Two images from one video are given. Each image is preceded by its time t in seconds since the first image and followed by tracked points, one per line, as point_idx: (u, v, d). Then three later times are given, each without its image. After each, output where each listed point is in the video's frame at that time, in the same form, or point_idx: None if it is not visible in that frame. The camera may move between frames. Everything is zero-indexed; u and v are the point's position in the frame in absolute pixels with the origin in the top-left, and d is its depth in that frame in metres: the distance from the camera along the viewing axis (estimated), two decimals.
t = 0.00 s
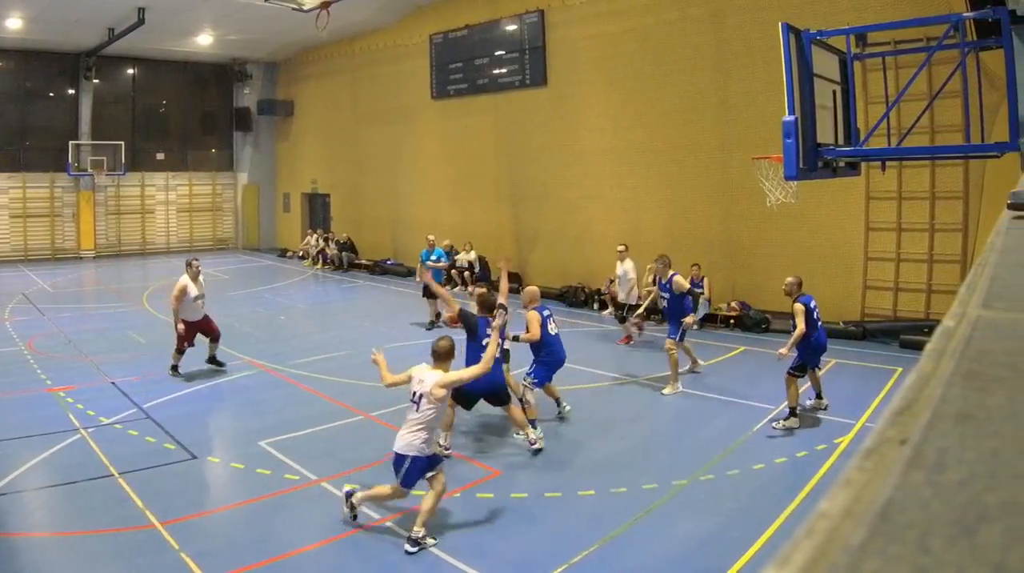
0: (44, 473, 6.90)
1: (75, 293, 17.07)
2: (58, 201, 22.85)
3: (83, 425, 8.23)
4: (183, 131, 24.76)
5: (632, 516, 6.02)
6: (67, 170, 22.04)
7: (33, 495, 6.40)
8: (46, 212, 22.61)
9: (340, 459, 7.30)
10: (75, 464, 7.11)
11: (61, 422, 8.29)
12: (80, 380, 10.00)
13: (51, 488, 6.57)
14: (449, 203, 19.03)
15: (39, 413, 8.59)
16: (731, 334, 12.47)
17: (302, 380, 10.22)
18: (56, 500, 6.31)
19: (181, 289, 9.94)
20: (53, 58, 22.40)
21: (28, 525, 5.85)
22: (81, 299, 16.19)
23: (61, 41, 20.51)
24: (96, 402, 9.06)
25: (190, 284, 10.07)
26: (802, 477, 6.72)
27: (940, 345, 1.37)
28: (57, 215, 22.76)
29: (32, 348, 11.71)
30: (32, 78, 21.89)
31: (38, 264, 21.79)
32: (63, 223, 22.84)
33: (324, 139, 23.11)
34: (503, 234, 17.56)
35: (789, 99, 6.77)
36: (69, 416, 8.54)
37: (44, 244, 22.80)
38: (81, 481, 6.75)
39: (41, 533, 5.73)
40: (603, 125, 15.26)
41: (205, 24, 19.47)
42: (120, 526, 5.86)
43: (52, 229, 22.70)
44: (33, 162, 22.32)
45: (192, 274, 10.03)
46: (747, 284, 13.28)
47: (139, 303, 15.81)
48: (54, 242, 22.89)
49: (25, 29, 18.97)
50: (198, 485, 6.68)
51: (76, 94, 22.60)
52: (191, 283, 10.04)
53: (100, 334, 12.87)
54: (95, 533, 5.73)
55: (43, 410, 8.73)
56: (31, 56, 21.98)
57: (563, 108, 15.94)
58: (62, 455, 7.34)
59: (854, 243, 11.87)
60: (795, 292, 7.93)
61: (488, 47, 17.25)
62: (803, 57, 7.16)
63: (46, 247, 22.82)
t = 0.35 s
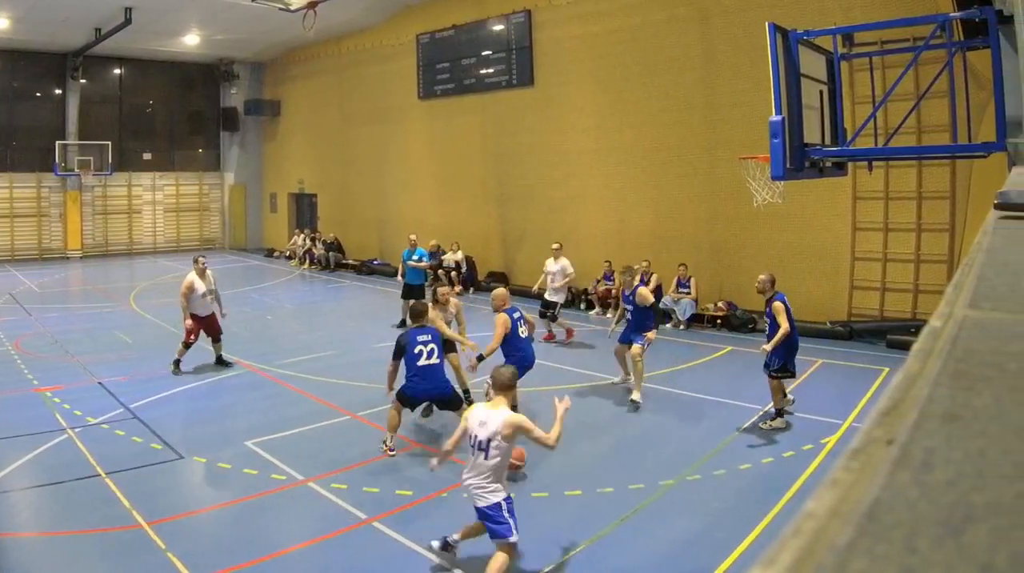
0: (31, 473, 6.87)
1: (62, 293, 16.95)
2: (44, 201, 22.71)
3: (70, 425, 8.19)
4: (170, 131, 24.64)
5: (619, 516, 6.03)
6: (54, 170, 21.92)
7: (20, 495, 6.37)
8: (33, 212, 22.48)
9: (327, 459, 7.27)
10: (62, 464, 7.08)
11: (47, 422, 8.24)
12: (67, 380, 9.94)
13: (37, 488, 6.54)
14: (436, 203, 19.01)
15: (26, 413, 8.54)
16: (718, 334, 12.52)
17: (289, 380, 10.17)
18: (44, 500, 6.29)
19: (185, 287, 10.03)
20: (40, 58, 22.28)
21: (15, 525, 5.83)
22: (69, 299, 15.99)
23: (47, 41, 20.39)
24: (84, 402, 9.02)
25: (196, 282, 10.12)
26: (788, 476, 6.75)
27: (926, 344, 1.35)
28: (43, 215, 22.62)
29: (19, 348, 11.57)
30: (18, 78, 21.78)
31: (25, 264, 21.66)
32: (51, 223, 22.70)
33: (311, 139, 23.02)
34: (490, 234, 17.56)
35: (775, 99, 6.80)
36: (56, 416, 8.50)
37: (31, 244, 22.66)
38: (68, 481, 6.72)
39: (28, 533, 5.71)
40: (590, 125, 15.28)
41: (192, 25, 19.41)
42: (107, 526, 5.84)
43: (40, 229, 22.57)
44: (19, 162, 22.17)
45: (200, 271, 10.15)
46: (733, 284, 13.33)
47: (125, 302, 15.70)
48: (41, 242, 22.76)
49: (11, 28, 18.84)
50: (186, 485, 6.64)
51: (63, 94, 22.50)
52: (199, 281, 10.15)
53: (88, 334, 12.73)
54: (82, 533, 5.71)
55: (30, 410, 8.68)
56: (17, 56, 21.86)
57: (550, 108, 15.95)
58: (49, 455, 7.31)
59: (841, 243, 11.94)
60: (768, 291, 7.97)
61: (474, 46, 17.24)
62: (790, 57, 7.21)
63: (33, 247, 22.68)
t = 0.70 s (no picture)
0: (17, 472, 6.82)
1: (47, 292, 16.78)
2: (30, 201, 22.47)
3: (56, 425, 8.11)
4: (156, 132, 24.45)
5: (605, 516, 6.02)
6: (40, 170, 21.69)
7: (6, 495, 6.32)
8: (18, 212, 22.23)
9: (314, 459, 7.22)
10: (47, 464, 7.02)
11: (33, 422, 8.16)
12: (53, 380, 9.84)
13: (23, 488, 6.49)
14: (422, 203, 18.96)
15: (11, 413, 8.45)
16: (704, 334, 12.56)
17: (274, 380, 10.10)
18: (31, 500, 6.24)
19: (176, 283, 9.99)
20: (25, 58, 22.06)
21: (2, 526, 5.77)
22: (54, 299, 15.81)
23: (32, 41, 20.17)
24: (70, 402, 8.94)
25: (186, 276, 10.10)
26: (775, 477, 6.77)
27: (912, 344, 1.32)
28: (29, 215, 22.39)
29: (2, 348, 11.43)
30: (3, 78, 21.57)
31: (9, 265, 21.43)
32: (36, 223, 22.44)
33: (296, 139, 22.89)
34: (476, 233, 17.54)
35: (762, 99, 6.83)
36: (41, 416, 8.41)
37: (15, 244, 22.42)
38: (54, 481, 6.67)
39: (14, 533, 5.66)
40: (576, 125, 15.28)
41: (179, 25, 19.28)
42: (92, 526, 5.80)
43: (25, 229, 22.23)
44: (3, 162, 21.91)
45: (190, 266, 10.11)
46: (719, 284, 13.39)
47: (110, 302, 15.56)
48: (26, 243, 22.53)
49: None
50: (172, 485, 6.59)
51: (49, 94, 22.28)
52: (189, 275, 10.12)
53: (73, 334, 12.60)
54: (68, 533, 5.67)
55: (15, 410, 8.58)
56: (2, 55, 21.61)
57: (536, 107, 15.94)
58: (35, 455, 7.24)
59: (826, 243, 12.01)
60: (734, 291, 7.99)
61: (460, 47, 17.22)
62: (777, 56, 7.23)
63: (18, 247, 22.43)
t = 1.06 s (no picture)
0: (4, 473, 6.76)
1: (33, 292, 16.65)
2: (16, 201, 22.33)
3: (43, 425, 8.04)
4: (143, 132, 24.34)
5: (593, 516, 6.02)
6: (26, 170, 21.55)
7: None
8: (4, 212, 22.09)
9: (300, 459, 7.19)
10: (33, 464, 6.97)
11: (20, 422, 8.10)
12: (40, 380, 9.75)
13: (9, 488, 6.44)
14: (409, 203, 18.91)
15: None
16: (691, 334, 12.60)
17: (262, 380, 10.03)
18: (18, 500, 6.19)
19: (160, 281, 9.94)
20: (13, 58, 21.97)
21: None
22: (40, 299, 15.64)
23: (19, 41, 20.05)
24: (57, 402, 8.87)
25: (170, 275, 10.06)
26: (763, 477, 6.80)
27: (899, 345, 1.31)
28: (15, 215, 22.26)
29: None
30: None
31: None
32: (23, 223, 22.32)
33: (283, 139, 22.80)
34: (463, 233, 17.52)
35: (749, 99, 6.86)
36: (28, 416, 8.34)
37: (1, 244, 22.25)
38: (41, 480, 6.62)
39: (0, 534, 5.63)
40: (564, 125, 15.29)
41: (166, 25, 19.19)
42: (79, 526, 5.76)
43: (11, 229, 22.18)
44: None
45: (175, 265, 10.07)
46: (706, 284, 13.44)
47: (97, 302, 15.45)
48: (12, 243, 22.39)
49: None
50: (159, 485, 6.55)
51: (35, 94, 22.15)
52: (174, 274, 10.08)
53: (59, 333, 12.47)
54: (55, 533, 5.63)
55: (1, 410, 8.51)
56: None
57: (523, 107, 15.94)
58: (21, 455, 7.18)
59: (813, 244, 12.08)
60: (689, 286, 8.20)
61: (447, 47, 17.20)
62: (763, 56, 7.27)
63: (4, 247, 22.26)
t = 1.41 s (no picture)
0: None
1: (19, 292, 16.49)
2: (2, 201, 22.22)
3: (29, 425, 7.96)
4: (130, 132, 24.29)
5: (579, 516, 6.00)
6: (13, 170, 21.43)
7: None
8: None
9: (287, 458, 7.14)
10: (19, 465, 6.89)
11: (6, 423, 8.02)
12: (26, 380, 9.66)
13: None
14: (395, 203, 18.85)
15: None
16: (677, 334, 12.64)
17: (247, 380, 9.96)
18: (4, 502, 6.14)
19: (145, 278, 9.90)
20: None
21: None
22: (25, 299, 15.49)
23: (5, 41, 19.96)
24: (43, 402, 8.77)
25: (156, 275, 10.01)
26: (750, 477, 6.81)
27: (886, 345, 1.31)
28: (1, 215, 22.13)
29: None
30: None
31: None
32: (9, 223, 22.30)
33: (269, 139, 22.70)
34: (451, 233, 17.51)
35: (735, 98, 6.88)
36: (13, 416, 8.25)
37: None
38: (27, 481, 6.56)
39: None
40: (550, 125, 15.31)
41: (152, 26, 19.09)
42: (66, 526, 5.71)
43: None
44: None
45: (161, 265, 10.01)
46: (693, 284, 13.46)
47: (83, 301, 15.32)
48: None
49: None
50: (146, 485, 6.49)
51: (22, 94, 22.05)
52: (159, 274, 10.01)
53: (45, 333, 12.34)
54: (41, 533, 5.59)
55: None
56: None
57: (510, 108, 15.96)
58: (6, 456, 7.10)
59: (800, 243, 12.15)
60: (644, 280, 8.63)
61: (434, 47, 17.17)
62: (750, 56, 7.29)
63: None
